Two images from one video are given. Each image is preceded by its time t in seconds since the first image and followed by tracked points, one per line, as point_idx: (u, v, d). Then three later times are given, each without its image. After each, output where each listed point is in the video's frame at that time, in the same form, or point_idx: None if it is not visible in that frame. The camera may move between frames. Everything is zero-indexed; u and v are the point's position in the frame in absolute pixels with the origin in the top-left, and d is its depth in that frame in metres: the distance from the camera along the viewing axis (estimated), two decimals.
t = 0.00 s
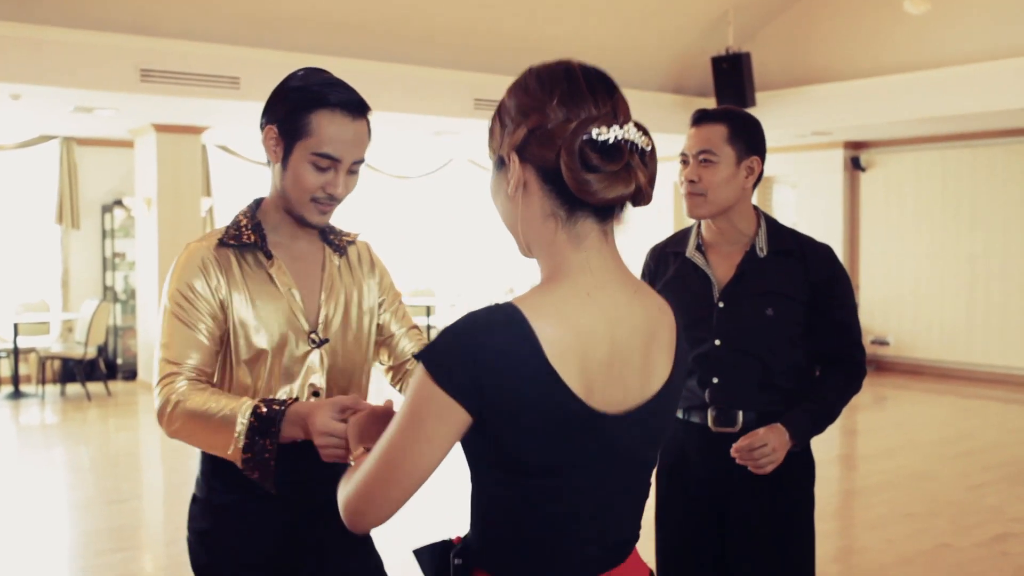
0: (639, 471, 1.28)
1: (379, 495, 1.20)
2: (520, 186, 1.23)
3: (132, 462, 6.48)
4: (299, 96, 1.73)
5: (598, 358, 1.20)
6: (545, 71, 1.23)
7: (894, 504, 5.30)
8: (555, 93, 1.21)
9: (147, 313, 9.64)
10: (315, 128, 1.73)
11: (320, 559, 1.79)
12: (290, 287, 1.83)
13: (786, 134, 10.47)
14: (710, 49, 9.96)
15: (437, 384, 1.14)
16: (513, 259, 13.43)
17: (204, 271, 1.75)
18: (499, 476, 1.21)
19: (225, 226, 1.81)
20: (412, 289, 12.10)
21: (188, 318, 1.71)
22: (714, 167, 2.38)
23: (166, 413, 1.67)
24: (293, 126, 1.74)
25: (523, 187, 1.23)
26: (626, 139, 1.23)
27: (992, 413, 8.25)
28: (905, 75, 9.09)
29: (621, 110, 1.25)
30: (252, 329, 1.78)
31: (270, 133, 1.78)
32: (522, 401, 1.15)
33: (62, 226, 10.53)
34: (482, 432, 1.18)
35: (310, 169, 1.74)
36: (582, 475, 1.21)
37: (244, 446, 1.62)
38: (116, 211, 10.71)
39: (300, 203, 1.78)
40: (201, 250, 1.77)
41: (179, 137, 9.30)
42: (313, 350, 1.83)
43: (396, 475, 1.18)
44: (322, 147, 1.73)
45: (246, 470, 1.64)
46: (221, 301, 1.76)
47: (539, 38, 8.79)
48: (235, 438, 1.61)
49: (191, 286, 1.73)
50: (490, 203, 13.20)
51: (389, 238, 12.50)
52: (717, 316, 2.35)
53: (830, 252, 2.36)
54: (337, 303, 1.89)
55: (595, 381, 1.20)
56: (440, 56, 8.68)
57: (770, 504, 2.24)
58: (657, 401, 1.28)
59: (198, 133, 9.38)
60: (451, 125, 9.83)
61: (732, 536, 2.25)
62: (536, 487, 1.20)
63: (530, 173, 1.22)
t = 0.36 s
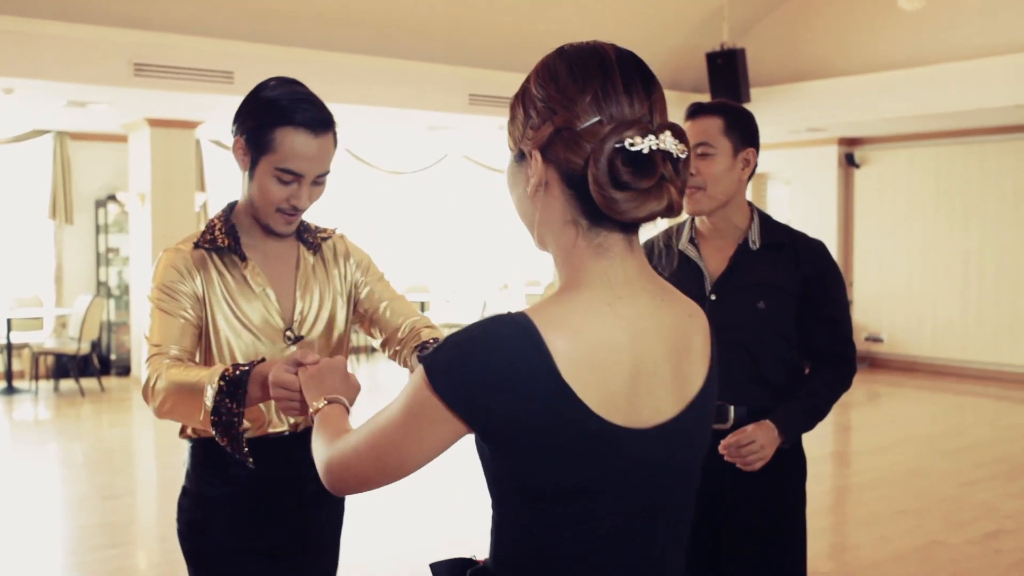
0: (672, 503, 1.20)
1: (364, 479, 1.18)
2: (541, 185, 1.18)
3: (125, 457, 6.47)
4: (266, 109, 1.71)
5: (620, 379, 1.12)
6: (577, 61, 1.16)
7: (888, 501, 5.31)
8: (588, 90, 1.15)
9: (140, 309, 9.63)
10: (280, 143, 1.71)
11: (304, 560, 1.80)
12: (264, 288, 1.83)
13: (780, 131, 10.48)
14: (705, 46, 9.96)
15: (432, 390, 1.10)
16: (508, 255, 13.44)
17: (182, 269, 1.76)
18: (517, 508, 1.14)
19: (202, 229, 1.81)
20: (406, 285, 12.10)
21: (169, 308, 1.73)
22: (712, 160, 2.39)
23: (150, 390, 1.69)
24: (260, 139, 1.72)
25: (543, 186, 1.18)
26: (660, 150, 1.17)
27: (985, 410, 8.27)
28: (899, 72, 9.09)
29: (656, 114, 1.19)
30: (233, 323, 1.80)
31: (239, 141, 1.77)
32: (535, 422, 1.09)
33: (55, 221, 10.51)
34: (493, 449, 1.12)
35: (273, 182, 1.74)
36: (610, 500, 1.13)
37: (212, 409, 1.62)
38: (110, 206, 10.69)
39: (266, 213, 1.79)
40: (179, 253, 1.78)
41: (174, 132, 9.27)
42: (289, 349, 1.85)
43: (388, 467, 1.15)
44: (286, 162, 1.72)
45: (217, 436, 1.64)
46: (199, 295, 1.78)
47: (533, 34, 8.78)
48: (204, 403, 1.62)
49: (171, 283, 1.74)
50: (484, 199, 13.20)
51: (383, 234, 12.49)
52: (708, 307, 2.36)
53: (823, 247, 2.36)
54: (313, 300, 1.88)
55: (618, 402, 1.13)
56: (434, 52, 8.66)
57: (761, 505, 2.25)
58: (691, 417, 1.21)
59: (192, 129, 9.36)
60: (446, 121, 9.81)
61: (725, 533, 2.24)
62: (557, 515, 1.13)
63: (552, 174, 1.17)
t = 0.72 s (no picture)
0: (710, 534, 1.18)
1: (379, 487, 1.18)
2: (572, 199, 1.18)
3: (129, 457, 6.48)
4: (263, 119, 1.72)
5: (653, 401, 1.12)
6: (608, 70, 1.15)
7: (891, 501, 5.31)
8: (621, 101, 1.14)
9: (144, 309, 9.63)
10: (274, 154, 1.71)
11: (295, 560, 1.80)
12: (257, 290, 1.84)
13: (782, 131, 10.48)
14: (707, 46, 9.96)
15: (452, 409, 1.10)
16: (511, 255, 13.44)
17: (182, 264, 1.79)
18: (546, 532, 1.14)
19: (198, 233, 1.83)
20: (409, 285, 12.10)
21: (172, 292, 1.76)
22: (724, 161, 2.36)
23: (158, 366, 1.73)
24: (256, 148, 1.73)
25: (573, 201, 1.18)
26: (699, 162, 1.16)
27: (989, 410, 8.26)
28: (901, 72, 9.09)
29: (693, 124, 1.18)
30: (232, 318, 1.83)
31: (235, 150, 1.77)
32: (564, 446, 1.09)
33: (59, 221, 10.53)
34: (520, 472, 1.12)
35: (267, 192, 1.74)
36: (644, 527, 1.13)
37: (208, 394, 1.64)
38: (113, 206, 10.71)
39: (261, 221, 1.79)
40: (168, 254, 1.79)
41: (177, 132, 9.28)
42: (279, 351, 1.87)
43: (407, 484, 1.15)
44: (280, 174, 1.72)
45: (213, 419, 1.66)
46: (200, 288, 1.80)
47: (536, 35, 8.78)
48: (200, 386, 1.64)
49: (172, 274, 1.77)
50: (487, 198, 13.20)
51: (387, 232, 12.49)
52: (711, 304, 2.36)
53: (826, 249, 2.36)
54: (307, 300, 1.89)
55: (650, 427, 1.12)
56: (437, 52, 8.67)
57: (759, 502, 2.25)
58: (731, 442, 1.19)
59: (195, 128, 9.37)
60: (449, 121, 9.81)
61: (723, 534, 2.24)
62: (596, 539, 1.13)
63: (583, 188, 1.17)
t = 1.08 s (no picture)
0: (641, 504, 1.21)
1: (368, 521, 1.12)
2: (531, 186, 1.18)
3: (128, 456, 6.48)
4: (255, 99, 1.71)
5: (608, 378, 1.14)
6: (576, 65, 1.15)
7: (891, 499, 5.30)
8: (587, 96, 1.14)
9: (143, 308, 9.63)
10: (272, 132, 1.70)
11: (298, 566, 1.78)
12: (259, 283, 1.81)
13: (782, 128, 10.47)
14: (707, 43, 9.94)
15: (435, 403, 1.08)
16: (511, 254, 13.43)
17: (176, 270, 1.74)
18: (490, 500, 1.14)
19: (192, 226, 1.80)
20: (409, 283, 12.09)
21: (165, 310, 1.72)
22: (717, 163, 2.36)
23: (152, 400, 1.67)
24: (249, 131, 1.71)
25: (535, 188, 1.18)
26: (658, 162, 1.17)
27: (989, 408, 8.25)
28: (901, 70, 9.07)
29: (654, 122, 1.19)
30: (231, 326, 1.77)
31: (229, 136, 1.76)
32: (528, 428, 1.10)
33: (58, 220, 10.52)
34: (482, 454, 1.12)
35: (267, 173, 1.72)
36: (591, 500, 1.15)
37: (214, 431, 1.59)
38: (112, 205, 10.72)
39: (260, 206, 1.77)
40: (171, 249, 1.76)
41: (176, 130, 9.27)
42: (286, 347, 1.82)
43: (386, 496, 1.11)
44: (278, 152, 1.71)
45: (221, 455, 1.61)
46: (194, 297, 1.75)
47: (536, 32, 8.76)
48: (204, 422, 1.59)
49: (165, 283, 1.72)
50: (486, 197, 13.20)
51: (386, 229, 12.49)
52: (711, 304, 2.35)
53: (823, 244, 2.35)
54: (309, 298, 1.88)
55: (604, 401, 1.14)
56: (436, 51, 8.66)
57: (758, 503, 2.24)
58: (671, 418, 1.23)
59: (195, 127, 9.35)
60: (448, 119, 9.80)
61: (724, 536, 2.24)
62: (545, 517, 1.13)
63: (545, 176, 1.16)
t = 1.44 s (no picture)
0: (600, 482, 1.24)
1: (353, 522, 1.11)
2: (491, 182, 1.18)
3: (132, 459, 6.49)
4: (271, 84, 1.72)
5: (568, 360, 1.16)
6: (528, 67, 1.15)
7: (896, 502, 5.29)
8: (540, 96, 1.14)
9: (147, 311, 9.66)
10: (288, 115, 1.71)
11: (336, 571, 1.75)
12: (279, 277, 1.81)
13: (786, 130, 10.46)
14: (710, 45, 9.94)
15: (412, 394, 1.08)
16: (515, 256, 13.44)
17: (191, 268, 1.74)
18: (454, 476, 1.17)
19: (209, 220, 1.79)
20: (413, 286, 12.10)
21: (180, 310, 1.71)
22: (716, 163, 2.37)
23: (166, 401, 1.65)
24: (267, 116, 1.73)
25: (493, 183, 1.18)
26: (608, 154, 1.18)
27: (993, 410, 8.24)
28: (905, 71, 9.06)
29: (603, 115, 1.19)
30: (247, 322, 1.77)
31: (246, 126, 1.77)
32: (494, 415, 1.11)
33: (62, 223, 10.55)
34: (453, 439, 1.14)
35: (286, 157, 1.72)
36: (555, 474, 1.17)
37: (233, 428, 1.58)
38: (116, 208, 10.76)
39: (280, 192, 1.76)
40: (187, 244, 1.76)
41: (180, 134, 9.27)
42: (307, 342, 1.82)
43: (370, 494, 1.10)
44: (297, 133, 1.72)
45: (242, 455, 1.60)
46: (209, 293, 1.75)
47: (539, 35, 8.76)
48: (224, 422, 1.58)
49: (180, 280, 1.72)
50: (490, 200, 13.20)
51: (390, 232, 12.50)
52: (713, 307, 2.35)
53: (824, 245, 2.34)
54: (330, 293, 1.87)
55: (565, 382, 1.16)
56: (440, 53, 8.66)
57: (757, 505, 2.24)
58: (631, 398, 1.25)
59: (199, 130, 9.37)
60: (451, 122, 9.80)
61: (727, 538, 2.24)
62: (507, 491, 1.15)
63: (503, 172, 1.17)
